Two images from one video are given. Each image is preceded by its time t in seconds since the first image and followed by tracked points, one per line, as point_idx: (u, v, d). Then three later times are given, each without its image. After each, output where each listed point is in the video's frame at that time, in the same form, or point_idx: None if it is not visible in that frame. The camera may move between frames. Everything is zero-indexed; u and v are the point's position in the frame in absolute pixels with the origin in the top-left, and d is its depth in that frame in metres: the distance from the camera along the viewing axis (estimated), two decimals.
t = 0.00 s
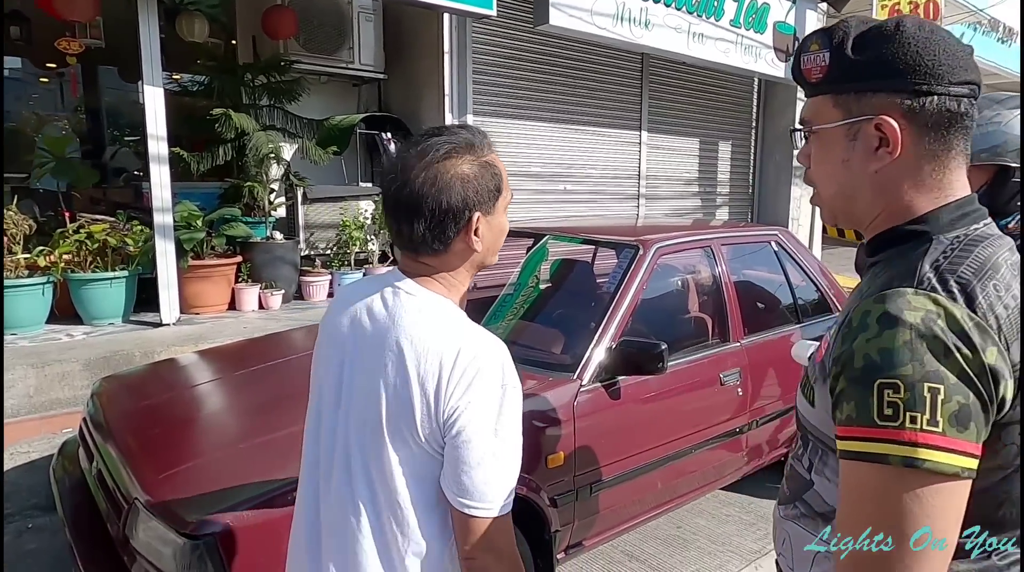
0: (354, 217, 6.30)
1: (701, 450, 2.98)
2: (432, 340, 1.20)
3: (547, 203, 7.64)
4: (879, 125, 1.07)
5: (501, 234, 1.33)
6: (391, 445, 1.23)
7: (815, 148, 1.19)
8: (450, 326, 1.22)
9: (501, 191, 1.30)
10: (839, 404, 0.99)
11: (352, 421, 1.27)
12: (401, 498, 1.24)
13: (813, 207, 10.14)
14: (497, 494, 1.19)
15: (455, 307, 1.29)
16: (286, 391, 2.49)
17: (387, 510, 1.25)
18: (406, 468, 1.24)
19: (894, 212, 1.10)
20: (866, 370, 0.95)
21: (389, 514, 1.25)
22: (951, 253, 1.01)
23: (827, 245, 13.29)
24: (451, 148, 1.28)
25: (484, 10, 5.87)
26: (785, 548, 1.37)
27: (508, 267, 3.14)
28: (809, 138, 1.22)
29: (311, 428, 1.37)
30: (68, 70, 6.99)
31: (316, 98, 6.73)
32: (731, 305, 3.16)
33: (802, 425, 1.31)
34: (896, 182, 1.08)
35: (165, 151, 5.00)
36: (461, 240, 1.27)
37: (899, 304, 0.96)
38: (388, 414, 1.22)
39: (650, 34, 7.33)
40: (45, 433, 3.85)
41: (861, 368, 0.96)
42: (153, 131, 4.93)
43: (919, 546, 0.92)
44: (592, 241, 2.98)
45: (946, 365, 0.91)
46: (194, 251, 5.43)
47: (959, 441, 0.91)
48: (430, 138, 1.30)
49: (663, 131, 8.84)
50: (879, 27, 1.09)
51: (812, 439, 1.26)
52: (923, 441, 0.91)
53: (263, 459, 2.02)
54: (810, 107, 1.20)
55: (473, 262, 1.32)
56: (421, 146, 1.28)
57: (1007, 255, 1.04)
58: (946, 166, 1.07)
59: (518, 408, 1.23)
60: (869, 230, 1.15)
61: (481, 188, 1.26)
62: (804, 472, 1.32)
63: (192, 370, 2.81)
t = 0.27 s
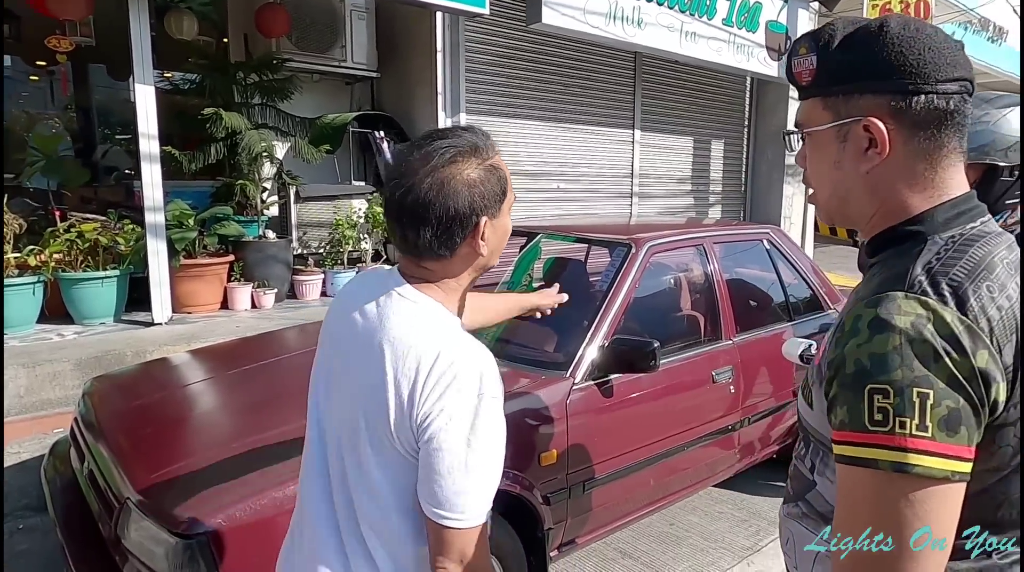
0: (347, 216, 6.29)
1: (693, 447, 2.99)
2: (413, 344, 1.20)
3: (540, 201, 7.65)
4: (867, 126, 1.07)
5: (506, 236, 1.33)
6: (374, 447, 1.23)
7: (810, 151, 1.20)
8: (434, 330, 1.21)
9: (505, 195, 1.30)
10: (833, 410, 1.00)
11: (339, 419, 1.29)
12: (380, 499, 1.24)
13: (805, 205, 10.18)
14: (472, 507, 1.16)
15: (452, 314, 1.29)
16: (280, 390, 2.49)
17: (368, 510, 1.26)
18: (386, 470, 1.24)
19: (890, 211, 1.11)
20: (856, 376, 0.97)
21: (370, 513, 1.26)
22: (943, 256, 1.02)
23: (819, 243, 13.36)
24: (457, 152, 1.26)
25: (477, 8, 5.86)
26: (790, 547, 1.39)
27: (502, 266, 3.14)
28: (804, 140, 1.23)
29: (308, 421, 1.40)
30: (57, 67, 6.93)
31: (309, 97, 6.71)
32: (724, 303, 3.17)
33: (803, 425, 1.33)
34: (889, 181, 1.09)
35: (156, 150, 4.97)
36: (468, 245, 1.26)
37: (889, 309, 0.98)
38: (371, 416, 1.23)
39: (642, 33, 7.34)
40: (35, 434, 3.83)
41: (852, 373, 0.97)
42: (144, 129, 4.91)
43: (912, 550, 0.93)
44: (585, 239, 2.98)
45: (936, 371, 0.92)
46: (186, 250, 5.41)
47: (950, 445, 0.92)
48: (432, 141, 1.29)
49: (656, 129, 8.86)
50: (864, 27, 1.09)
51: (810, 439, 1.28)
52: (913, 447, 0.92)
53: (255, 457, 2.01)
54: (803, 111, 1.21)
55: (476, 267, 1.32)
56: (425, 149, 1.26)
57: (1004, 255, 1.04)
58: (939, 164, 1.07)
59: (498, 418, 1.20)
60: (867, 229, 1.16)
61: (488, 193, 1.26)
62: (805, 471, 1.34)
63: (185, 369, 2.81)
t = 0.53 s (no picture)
0: (339, 214, 6.27)
1: (684, 446, 3.00)
2: (394, 352, 1.21)
3: (532, 201, 7.65)
4: (882, 122, 1.09)
5: (511, 254, 1.33)
6: (350, 454, 1.24)
7: (822, 148, 1.21)
8: (416, 340, 1.22)
9: (513, 212, 1.30)
10: (835, 396, 1.02)
11: (323, 424, 1.31)
12: (353, 506, 1.24)
13: (795, 204, 10.23)
14: (432, 527, 1.13)
15: (448, 330, 1.30)
16: (271, 390, 2.49)
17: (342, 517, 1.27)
18: (361, 478, 1.24)
19: (898, 209, 1.12)
20: (857, 362, 0.98)
21: (344, 520, 1.26)
22: (947, 248, 1.04)
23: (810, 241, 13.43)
24: (464, 168, 1.27)
25: (469, 7, 5.86)
26: (782, 534, 1.43)
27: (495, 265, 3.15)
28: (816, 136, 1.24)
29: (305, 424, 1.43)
30: (46, 66, 6.88)
31: (300, 96, 6.70)
32: (715, 302, 3.18)
33: (798, 416, 1.36)
34: (900, 178, 1.10)
35: (146, 149, 4.95)
36: (474, 260, 1.26)
37: (892, 295, 0.99)
38: (346, 423, 1.23)
39: (634, 33, 7.36)
40: (24, 435, 3.81)
41: (853, 359, 0.99)
42: (134, 128, 4.89)
43: (905, 533, 0.95)
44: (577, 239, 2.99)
45: (934, 357, 0.93)
46: (176, 250, 5.38)
47: (947, 429, 0.93)
48: (443, 154, 1.29)
49: (648, 129, 8.88)
50: (883, 28, 1.11)
51: (805, 429, 1.31)
52: (909, 429, 0.93)
53: (246, 457, 2.01)
54: (817, 107, 1.22)
55: (478, 281, 1.32)
56: (436, 163, 1.27)
57: (1002, 252, 1.05)
58: (948, 164, 1.09)
59: (469, 436, 1.17)
60: (874, 226, 1.17)
61: (495, 211, 1.26)
62: (796, 460, 1.37)
63: (175, 369, 2.80)
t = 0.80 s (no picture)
0: (330, 214, 6.26)
1: (675, 444, 3.02)
2: (374, 360, 1.22)
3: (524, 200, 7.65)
4: (908, 113, 1.14)
5: (510, 263, 1.34)
6: (329, 458, 1.26)
7: (843, 140, 1.26)
8: (397, 348, 1.22)
9: (513, 222, 1.31)
10: (834, 366, 1.10)
11: (307, 427, 1.32)
12: (331, 509, 1.26)
13: (786, 204, 10.26)
14: (398, 539, 1.13)
15: (438, 339, 1.31)
16: (262, 390, 2.48)
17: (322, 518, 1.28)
18: (341, 482, 1.25)
19: (915, 198, 1.17)
20: (856, 336, 1.06)
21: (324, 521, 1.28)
22: (952, 236, 1.11)
23: (801, 240, 13.48)
24: (464, 178, 1.27)
25: (460, 7, 5.85)
26: (784, 509, 1.48)
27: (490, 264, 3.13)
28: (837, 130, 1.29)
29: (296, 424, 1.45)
30: (34, 64, 6.81)
31: (291, 95, 6.68)
32: (705, 302, 3.20)
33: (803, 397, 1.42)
34: (920, 169, 1.15)
35: (136, 149, 4.92)
36: (472, 270, 1.27)
37: (892, 275, 1.07)
38: (327, 428, 1.25)
39: (625, 33, 7.37)
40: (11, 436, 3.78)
41: (852, 333, 1.07)
42: (123, 128, 4.86)
43: (892, 493, 1.03)
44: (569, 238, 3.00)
45: (924, 332, 1.01)
46: (167, 249, 5.36)
47: (935, 397, 1.00)
48: (444, 162, 1.30)
49: (639, 128, 8.90)
50: (911, 30, 1.18)
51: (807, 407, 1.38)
52: (898, 396, 1.00)
53: (238, 458, 2.00)
54: (841, 102, 1.27)
55: (474, 292, 1.33)
56: (436, 171, 1.28)
57: (1001, 242, 1.13)
58: (962, 158, 1.15)
59: (441, 448, 1.17)
60: (889, 216, 1.22)
61: (493, 222, 1.26)
62: (799, 439, 1.44)
63: (166, 369, 2.79)
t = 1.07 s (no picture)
0: (322, 214, 6.24)
1: (667, 443, 3.03)
2: (370, 368, 1.22)
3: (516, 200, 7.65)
4: (928, 118, 1.18)
5: (504, 269, 1.34)
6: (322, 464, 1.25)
7: (859, 143, 1.30)
8: (393, 358, 1.22)
9: (504, 229, 1.31)
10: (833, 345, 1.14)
11: (301, 432, 1.32)
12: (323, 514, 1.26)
13: (777, 203, 10.31)
14: (391, 548, 1.13)
15: (432, 346, 1.31)
16: (253, 390, 2.48)
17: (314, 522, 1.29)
18: (334, 488, 1.25)
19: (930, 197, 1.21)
20: (853, 316, 1.10)
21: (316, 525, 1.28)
22: (954, 230, 1.15)
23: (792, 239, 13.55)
24: (449, 186, 1.27)
25: (451, 6, 5.84)
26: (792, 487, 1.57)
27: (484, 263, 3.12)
28: (852, 134, 1.32)
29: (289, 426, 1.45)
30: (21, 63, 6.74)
31: (282, 95, 6.66)
32: (696, 301, 3.21)
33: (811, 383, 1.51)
34: (937, 170, 1.20)
35: (125, 148, 4.90)
36: (461, 278, 1.27)
37: (889, 262, 1.12)
38: (320, 434, 1.25)
39: (617, 32, 7.39)
40: None
41: (851, 313, 1.11)
42: (112, 127, 4.83)
43: (885, 463, 1.05)
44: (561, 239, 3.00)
45: (916, 314, 1.06)
46: (157, 249, 5.34)
47: (923, 371, 1.03)
48: (432, 171, 1.30)
49: (631, 128, 8.93)
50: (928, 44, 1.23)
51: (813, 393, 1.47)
52: (889, 370, 1.04)
53: (229, 459, 2.00)
54: (857, 107, 1.31)
55: (468, 299, 1.33)
56: (423, 180, 1.28)
57: (1000, 238, 1.17)
58: (974, 162, 1.20)
59: (435, 457, 1.18)
60: (902, 213, 1.25)
61: (478, 229, 1.26)
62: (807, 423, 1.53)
63: (158, 370, 2.77)
